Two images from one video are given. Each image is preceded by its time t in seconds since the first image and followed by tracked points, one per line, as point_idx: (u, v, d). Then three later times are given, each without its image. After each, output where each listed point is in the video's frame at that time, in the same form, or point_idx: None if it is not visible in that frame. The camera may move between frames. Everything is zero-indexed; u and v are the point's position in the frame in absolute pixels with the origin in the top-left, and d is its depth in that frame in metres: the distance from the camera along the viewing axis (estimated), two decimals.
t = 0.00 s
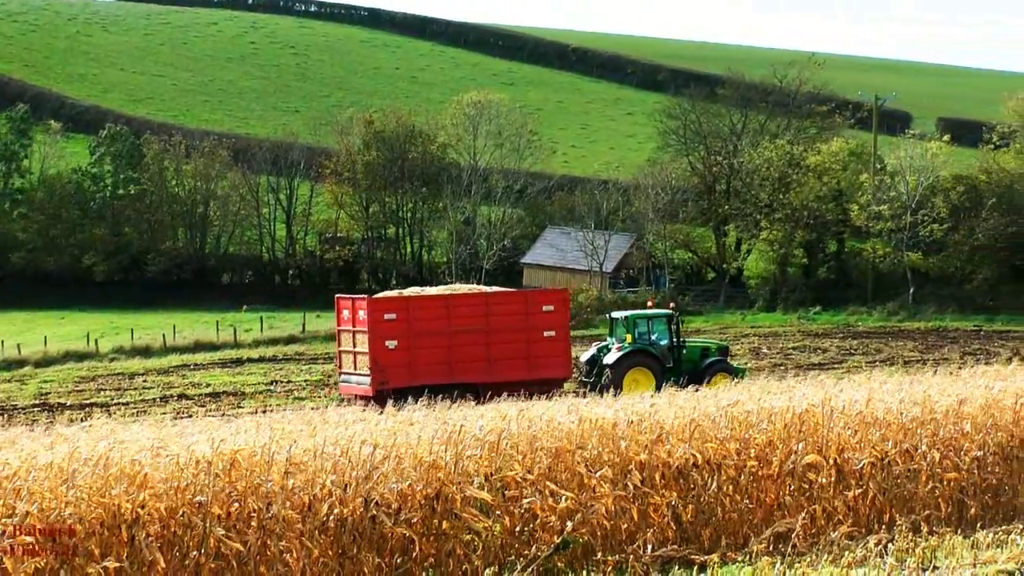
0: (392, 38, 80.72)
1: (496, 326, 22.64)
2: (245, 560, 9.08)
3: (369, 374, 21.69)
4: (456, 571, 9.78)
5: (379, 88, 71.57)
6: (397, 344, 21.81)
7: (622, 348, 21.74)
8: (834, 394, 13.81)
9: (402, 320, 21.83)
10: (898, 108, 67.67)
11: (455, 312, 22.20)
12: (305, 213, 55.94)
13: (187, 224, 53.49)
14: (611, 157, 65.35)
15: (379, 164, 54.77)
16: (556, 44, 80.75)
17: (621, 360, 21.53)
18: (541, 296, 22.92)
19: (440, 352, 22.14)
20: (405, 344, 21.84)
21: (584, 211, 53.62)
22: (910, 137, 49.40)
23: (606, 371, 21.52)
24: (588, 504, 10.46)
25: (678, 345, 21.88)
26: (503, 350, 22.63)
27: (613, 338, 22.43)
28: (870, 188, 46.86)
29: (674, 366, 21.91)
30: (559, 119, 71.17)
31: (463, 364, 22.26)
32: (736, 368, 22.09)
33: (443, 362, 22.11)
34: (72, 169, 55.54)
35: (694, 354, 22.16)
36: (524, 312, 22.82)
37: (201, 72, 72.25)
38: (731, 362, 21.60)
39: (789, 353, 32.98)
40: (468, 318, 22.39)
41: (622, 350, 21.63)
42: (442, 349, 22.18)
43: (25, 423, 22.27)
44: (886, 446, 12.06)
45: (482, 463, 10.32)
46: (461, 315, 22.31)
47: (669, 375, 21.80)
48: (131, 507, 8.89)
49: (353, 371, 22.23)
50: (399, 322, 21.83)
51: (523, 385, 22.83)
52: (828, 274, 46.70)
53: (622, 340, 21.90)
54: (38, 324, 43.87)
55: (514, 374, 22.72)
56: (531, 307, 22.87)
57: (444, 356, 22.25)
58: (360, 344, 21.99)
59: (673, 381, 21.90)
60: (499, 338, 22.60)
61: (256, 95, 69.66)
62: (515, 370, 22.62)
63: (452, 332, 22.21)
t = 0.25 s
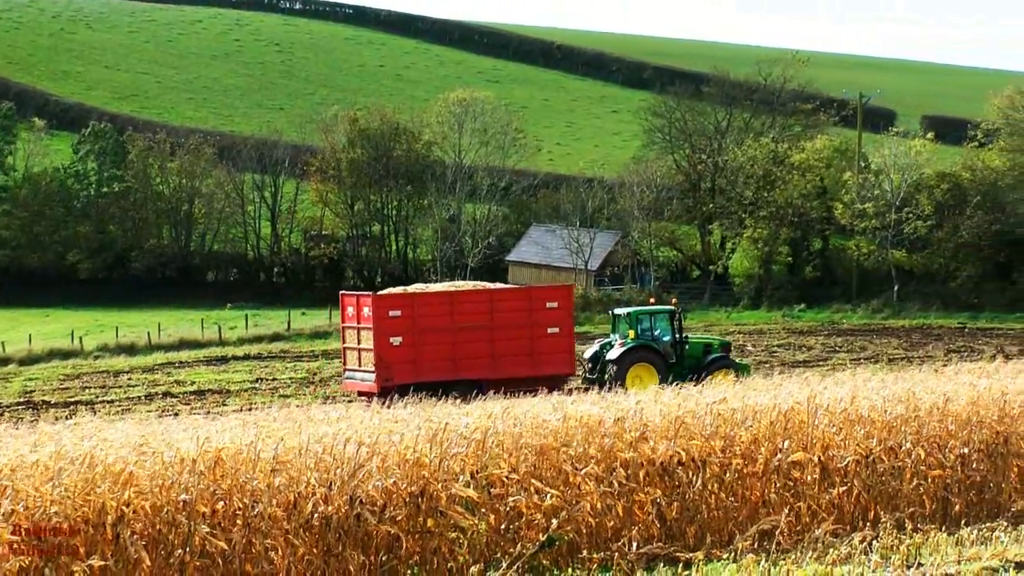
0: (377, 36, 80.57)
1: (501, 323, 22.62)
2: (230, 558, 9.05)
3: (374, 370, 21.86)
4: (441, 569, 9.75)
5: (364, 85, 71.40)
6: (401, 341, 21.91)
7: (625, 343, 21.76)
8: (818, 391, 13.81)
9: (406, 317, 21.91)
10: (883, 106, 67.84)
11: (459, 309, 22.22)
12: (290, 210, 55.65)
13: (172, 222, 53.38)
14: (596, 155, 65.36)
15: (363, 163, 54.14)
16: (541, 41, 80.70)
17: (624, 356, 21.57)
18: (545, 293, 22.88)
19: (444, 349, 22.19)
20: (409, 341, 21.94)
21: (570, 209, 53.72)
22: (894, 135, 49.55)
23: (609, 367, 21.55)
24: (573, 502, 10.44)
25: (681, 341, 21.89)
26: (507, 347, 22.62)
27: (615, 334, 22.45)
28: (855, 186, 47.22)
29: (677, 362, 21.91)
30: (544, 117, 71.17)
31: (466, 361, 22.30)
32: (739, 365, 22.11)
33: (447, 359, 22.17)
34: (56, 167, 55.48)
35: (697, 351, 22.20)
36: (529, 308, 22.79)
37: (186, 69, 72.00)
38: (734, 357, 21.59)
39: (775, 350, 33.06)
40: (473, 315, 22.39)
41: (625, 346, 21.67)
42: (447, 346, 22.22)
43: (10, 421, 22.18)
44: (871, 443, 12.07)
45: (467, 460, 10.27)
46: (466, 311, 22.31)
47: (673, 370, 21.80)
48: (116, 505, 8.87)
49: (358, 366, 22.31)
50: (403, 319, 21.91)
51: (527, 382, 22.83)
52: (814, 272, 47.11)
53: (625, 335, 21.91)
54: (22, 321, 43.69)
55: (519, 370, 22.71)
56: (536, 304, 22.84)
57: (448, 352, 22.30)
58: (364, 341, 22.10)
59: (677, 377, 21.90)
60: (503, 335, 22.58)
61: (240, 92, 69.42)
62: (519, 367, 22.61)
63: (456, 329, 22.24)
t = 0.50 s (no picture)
0: (359, 33, 80.31)
1: (503, 319, 22.68)
2: (211, 555, 8.99)
3: (378, 366, 21.76)
4: (421, 567, 9.70)
5: (345, 82, 71.16)
6: (405, 337, 21.86)
7: (628, 340, 21.64)
8: (799, 388, 13.82)
9: (410, 313, 21.88)
10: (864, 104, 68.03)
11: (462, 305, 22.26)
12: (271, 207, 55.48)
13: (153, 219, 53.14)
14: (577, 152, 65.32)
15: (344, 159, 54.48)
16: (523, 38, 80.62)
17: (628, 352, 21.45)
18: (547, 289, 22.97)
19: (448, 345, 22.18)
20: (413, 337, 21.89)
21: (552, 207, 53.74)
22: (874, 132, 49.68)
23: (612, 364, 21.44)
24: (554, 499, 10.40)
25: (683, 338, 21.86)
26: (510, 343, 22.68)
27: (617, 331, 22.33)
28: (835, 183, 47.68)
29: (679, 359, 21.88)
30: (525, 114, 71.10)
31: (470, 357, 22.31)
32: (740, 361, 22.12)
33: (451, 354, 22.15)
34: (36, 164, 55.19)
35: (699, 348, 22.16)
36: (531, 305, 22.88)
37: (166, 66, 71.60)
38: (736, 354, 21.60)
39: (756, 347, 33.08)
40: (476, 311, 22.43)
41: (628, 342, 21.56)
42: (450, 342, 22.21)
43: None
44: (852, 440, 12.08)
45: (448, 457, 10.23)
46: (469, 308, 22.35)
47: (675, 367, 21.75)
48: (97, 502, 8.83)
49: (361, 363, 22.26)
50: (407, 315, 21.87)
51: (530, 377, 22.89)
52: (795, 269, 47.42)
53: (628, 332, 21.80)
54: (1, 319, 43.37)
55: (522, 366, 22.78)
56: (538, 300, 22.93)
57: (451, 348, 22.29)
58: (368, 337, 22.01)
59: (679, 374, 21.86)
60: (506, 331, 22.65)
61: (221, 89, 69.08)
62: (522, 363, 22.68)
63: (460, 325, 22.25)
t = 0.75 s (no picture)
0: (343, 30, 80.07)
1: (506, 316, 22.64)
2: (195, 553, 8.93)
3: (381, 362, 21.81)
4: (405, 564, 9.65)
5: (330, 80, 70.95)
6: (409, 333, 21.87)
7: (630, 338, 21.74)
8: (784, 386, 13.81)
9: (414, 309, 21.86)
10: (848, 102, 68.19)
11: (467, 302, 22.22)
12: (255, 204, 55.32)
13: (138, 216, 52.90)
14: (562, 150, 65.28)
15: (330, 157, 54.44)
16: (508, 36, 80.52)
17: (629, 351, 21.57)
18: (552, 287, 22.88)
19: (451, 341, 22.18)
20: (417, 333, 21.90)
21: (537, 204, 53.71)
22: (859, 131, 49.78)
23: (614, 362, 21.59)
24: (539, 496, 10.37)
25: (685, 335, 21.88)
26: (513, 340, 22.66)
27: (620, 328, 22.41)
28: (819, 182, 47.61)
29: (681, 356, 21.92)
30: (510, 112, 71.03)
31: (473, 354, 22.32)
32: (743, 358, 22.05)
33: (454, 351, 22.17)
34: (20, 162, 54.90)
35: (702, 344, 22.11)
36: (535, 302, 22.81)
37: (150, 63, 71.26)
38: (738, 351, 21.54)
39: (742, 344, 33.12)
40: (480, 307, 22.39)
41: (630, 341, 21.66)
42: (453, 339, 22.21)
43: None
44: (836, 438, 12.08)
45: (432, 455, 10.19)
46: (473, 304, 22.30)
47: (677, 364, 21.79)
48: (82, 499, 8.77)
49: (364, 359, 22.28)
50: (411, 311, 21.86)
51: (533, 374, 22.89)
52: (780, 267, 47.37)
53: (630, 330, 21.90)
54: None
55: (525, 363, 22.77)
56: (542, 297, 22.84)
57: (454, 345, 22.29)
58: (371, 333, 22.06)
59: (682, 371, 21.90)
60: (509, 328, 22.63)
61: (206, 86, 68.80)
62: (525, 360, 22.68)
63: (463, 322, 22.24)
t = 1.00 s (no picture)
0: (328, 27, 79.86)
1: (511, 313, 22.59)
2: (180, 550, 8.87)
3: (386, 358, 21.80)
4: (390, 561, 9.59)
5: (315, 76, 70.75)
6: (413, 329, 21.86)
7: (634, 334, 21.75)
8: (769, 383, 13.82)
9: (418, 305, 21.86)
10: (833, 100, 68.35)
11: (471, 298, 22.19)
12: (240, 201, 55.16)
13: (123, 213, 52.69)
14: (548, 147, 65.27)
15: (315, 153, 54.40)
16: (493, 32, 80.44)
17: (633, 346, 21.57)
18: (556, 283, 22.84)
19: (455, 337, 22.15)
20: (421, 329, 21.89)
21: (522, 201, 53.66)
22: (844, 128, 49.86)
23: (618, 357, 21.56)
24: (523, 494, 10.36)
25: (689, 331, 21.90)
26: (518, 336, 22.59)
27: (624, 325, 22.42)
28: (804, 178, 47.48)
29: (685, 352, 21.93)
30: (495, 109, 70.98)
31: (477, 349, 22.27)
32: (747, 354, 22.09)
33: (458, 347, 22.13)
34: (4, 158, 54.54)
35: (705, 340, 22.15)
36: (540, 298, 22.76)
37: (135, 59, 70.95)
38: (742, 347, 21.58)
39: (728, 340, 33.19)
40: (484, 303, 22.34)
41: (634, 336, 21.66)
42: (457, 335, 22.18)
43: None
44: (821, 435, 12.07)
45: (416, 453, 10.15)
46: (477, 300, 22.27)
47: (681, 360, 21.80)
48: (66, 497, 8.74)
49: (369, 355, 22.31)
50: (415, 307, 21.86)
51: (537, 370, 22.82)
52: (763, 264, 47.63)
53: (634, 326, 21.91)
54: None
55: (529, 359, 22.70)
56: (547, 293, 22.81)
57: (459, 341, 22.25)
58: (376, 329, 22.03)
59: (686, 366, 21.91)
60: (514, 324, 22.57)
61: (191, 83, 68.52)
62: (529, 356, 22.61)
63: (467, 318, 22.21)
